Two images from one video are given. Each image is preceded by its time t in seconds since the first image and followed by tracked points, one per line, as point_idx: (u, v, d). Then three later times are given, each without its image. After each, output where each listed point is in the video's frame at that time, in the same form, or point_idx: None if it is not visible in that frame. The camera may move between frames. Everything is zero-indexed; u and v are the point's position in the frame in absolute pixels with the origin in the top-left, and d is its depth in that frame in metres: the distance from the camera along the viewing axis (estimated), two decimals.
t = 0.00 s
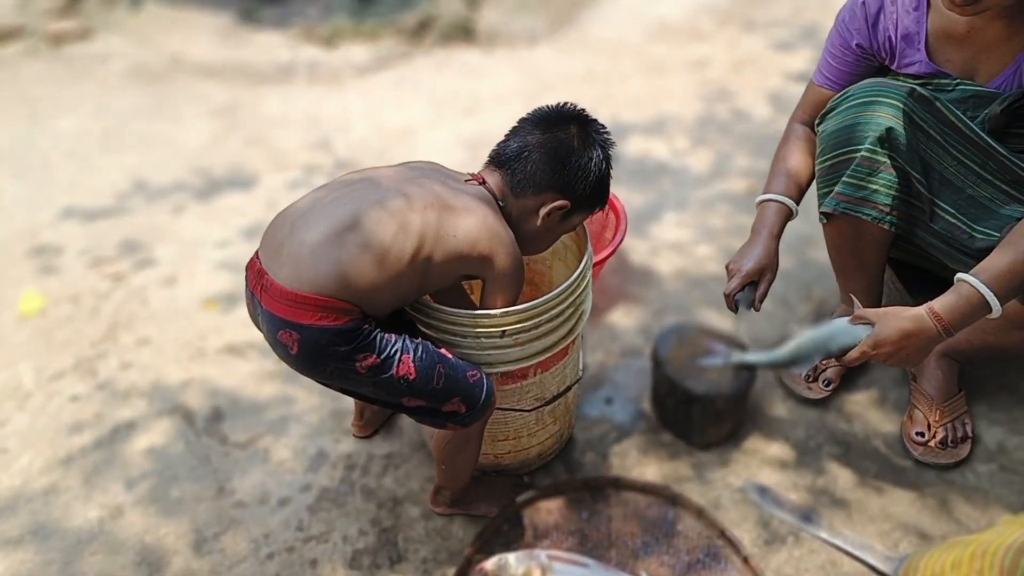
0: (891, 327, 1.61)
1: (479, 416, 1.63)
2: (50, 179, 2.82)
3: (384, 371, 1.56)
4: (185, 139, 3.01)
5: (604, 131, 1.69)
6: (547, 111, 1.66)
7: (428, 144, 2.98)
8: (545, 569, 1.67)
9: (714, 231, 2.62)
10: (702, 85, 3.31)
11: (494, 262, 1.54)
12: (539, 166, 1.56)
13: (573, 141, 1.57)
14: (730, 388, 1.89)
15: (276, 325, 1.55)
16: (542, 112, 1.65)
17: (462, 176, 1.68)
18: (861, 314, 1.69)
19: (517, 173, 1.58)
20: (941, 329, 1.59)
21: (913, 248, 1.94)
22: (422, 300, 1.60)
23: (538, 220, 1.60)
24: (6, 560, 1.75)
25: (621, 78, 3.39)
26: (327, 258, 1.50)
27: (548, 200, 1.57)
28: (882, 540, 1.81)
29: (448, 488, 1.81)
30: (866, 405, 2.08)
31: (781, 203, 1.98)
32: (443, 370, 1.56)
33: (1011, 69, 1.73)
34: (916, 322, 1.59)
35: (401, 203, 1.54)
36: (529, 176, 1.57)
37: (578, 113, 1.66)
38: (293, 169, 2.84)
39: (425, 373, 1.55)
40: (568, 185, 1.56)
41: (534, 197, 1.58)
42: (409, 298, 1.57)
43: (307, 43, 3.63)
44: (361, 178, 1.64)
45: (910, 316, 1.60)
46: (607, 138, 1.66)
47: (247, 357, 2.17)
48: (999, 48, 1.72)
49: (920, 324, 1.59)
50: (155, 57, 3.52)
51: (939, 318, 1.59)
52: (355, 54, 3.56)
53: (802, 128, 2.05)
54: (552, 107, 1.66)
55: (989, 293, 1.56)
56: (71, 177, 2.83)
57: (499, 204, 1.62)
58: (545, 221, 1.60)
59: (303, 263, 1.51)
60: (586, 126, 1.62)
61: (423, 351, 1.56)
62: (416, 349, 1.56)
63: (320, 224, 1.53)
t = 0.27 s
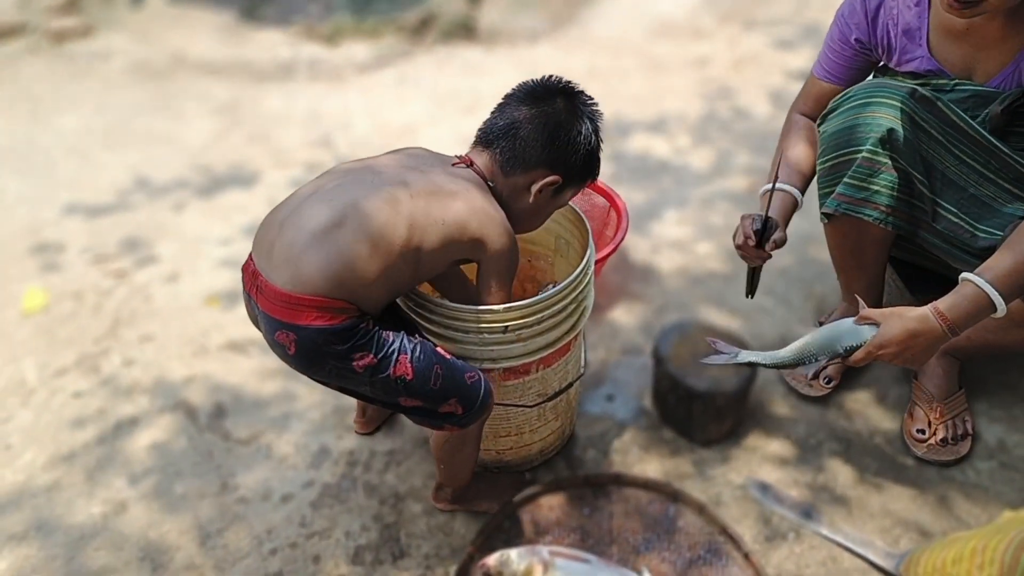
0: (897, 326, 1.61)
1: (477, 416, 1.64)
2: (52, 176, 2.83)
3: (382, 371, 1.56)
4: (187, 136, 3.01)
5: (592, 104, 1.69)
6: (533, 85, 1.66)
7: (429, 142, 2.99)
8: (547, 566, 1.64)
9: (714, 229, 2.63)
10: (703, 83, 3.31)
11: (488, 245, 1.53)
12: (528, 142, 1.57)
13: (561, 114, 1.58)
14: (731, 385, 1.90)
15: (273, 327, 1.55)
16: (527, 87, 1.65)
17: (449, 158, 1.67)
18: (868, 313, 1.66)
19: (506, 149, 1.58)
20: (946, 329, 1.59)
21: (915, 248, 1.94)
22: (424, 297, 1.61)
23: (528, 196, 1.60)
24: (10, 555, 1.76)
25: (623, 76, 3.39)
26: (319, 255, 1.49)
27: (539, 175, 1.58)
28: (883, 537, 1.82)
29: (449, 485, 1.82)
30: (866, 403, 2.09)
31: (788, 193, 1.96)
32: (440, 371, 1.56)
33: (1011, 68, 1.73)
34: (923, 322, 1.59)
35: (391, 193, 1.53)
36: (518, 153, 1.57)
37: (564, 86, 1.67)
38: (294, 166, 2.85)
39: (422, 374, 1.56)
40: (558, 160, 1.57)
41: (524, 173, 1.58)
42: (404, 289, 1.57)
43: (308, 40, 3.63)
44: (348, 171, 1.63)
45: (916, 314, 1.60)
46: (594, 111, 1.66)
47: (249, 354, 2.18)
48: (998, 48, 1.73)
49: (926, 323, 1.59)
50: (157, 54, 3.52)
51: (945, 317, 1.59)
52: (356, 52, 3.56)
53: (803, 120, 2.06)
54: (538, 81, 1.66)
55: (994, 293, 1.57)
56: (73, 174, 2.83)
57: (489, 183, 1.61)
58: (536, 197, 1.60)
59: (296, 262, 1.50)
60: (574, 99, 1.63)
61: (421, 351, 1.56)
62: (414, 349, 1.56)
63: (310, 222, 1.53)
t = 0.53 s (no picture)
0: (898, 323, 1.61)
1: (470, 412, 1.64)
2: (53, 173, 2.83)
3: (377, 366, 1.55)
4: (187, 133, 3.01)
5: (581, 61, 1.66)
6: (519, 43, 1.63)
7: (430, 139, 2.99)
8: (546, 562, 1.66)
9: (714, 227, 2.63)
10: (703, 81, 3.31)
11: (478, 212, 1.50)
12: (517, 102, 1.54)
13: (550, 72, 1.55)
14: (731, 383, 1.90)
15: (269, 321, 1.55)
16: (514, 45, 1.62)
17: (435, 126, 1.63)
18: (869, 309, 1.66)
19: (494, 110, 1.55)
20: (948, 325, 1.60)
21: (915, 245, 1.95)
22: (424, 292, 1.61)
23: (519, 160, 1.57)
24: (12, 551, 1.76)
25: (623, 74, 3.40)
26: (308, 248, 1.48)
27: (529, 137, 1.55)
28: (882, 534, 1.82)
29: (448, 482, 1.82)
30: (865, 400, 2.09)
31: (781, 204, 2.01)
32: (436, 368, 1.56)
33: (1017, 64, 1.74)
34: (924, 319, 1.60)
35: (374, 173, 1.51)
36: (506, 115, 1.54)
37: (552, 42, 1.64)
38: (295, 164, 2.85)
39: (417, 370, 1.56)
40: (548, 120, 1.54)
41: (514, 135, 1.55)
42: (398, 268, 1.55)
43: (309, 37, 3.63)
44: (328, 156, 1.60)
45: (917, 312, 1.61)
46: (583, 68, 1.63)
47: (250, 350, 2.18)
48: (1006, 42, 1.73)
49: (928, 320, 1.60)
50: (157, 51, 3.52)
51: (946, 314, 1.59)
52: (357, 49, 3.56)
53: (806, 124, 2.06)
54: (524, 38, 1.63)
55: (995, 289, 1.57)
56: (73, 171, 2.83)
57: (478, 148, 1.58)
58: (526, 161, 1.57)
59: (286, 257, 1.49)
60: (562, 55, 1.60)
61: (417, 348, 1.56)
62: (410, 346, 1.55)
63: (296, 214, 1.52)
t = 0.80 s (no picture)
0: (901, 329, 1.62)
1: (455, 415, 1.65)
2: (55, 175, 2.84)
3: (376, 362, 1.56)
4: (189, 136, 3.02)
5: (572, 20, 1.64)
6: (508, 3, 1.60)
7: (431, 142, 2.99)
8: (547, 565, 1.68)
9: (714, 231, 2.64)
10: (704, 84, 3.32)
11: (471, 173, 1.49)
12: (505, 65, 1.51)
13: (539, 33, 1.52)
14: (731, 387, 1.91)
15: (270, 319, 1.56)
16: (502, 7, 1.59)
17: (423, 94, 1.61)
18: (873, 316, 1.67)
19: (483, 74, 1.53)
20: (951, 331, 1.61)
21: (915, 250, 1.95)
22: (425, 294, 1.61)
23: (510, 124, 1.55)
24: (15, 552, 1.77)
25: (624, 77, 3.40)
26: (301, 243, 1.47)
27: (519, 101, 1.53)
28: (881, 538, 1.83)
29: (448, 485, 1.83)
30: (865, 404, 2.10)
31: (777, 202, 2.01)
32: (434, 366, 1.57)
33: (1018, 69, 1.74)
34: (927, 325, 1.61)
35: (359, 155, 1.48)
36: (496, 78, 1.52)
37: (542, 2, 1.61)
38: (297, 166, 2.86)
39: (416, 368, 1.56)
40: (538, 83, 1.52)
41: (504, 99, 1.53)
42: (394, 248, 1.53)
43: (310, 39, 3.63)
44: (309, 146, 1.57)
45: (920, 318, 1.61)
46: (574, 28, 1.61)
47: (252, 353, 2.19)
48: (1007, 47, 1.73)
49: (931, 327, 1.60)
50: (159, 53, 3.53)
51: (949, 320, 1.60)
52: (358, 51, 3.56)
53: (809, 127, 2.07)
54: None
55: (999, 296, 1.58)
56: (75, 173, 2.84)
57: (467, 113, 1.56)
58: (517, 125, 1.55)
59: (280, 255, 1.48)
60: (551, 15, 1.57)
61: (417, 347, 1.57)
62: (410, 344, 1.56)
63: (284, 209, 1.50)
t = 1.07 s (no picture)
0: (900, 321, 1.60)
1: (447, 413, 1.66)
2: (56, 180, 2.84)
3: (374, 361, 1.57)
4: (189, 141, 3.02)
5: None
6: None
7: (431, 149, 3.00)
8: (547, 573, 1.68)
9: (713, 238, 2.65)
10: (703, 91, 3.33)
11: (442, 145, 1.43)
12: (466, 22, 1.43)
13: None
14: (730, 395, 1.91)
15: (272, 324, 1.58)
16: None
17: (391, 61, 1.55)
18: (864, 304, 1.67)
19: (444, 34, 1.46)
20: (949, 329, 1.61)
21: (913, 258, 1.96)
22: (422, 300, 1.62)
23: (478, 83, 1.48)
24: (17, 560, 1.78)
25: (623, 83, 3.41)
26: (290, 243, 1.45)
27: (484, 58, 1.45)
28: (880, 546, 1.84)
29: (447, 492, 1.83)
30: (864, 412, 2.11)
31: (773, 192, 2.05)
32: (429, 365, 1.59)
33: (1013, 79, 1.75)
34: (927, 321, 1.59)
35: (335, 141, 1.45)
36: (458, 35, 1.44)
37: None
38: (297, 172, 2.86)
39: (412, 367, 1.58)
40: (501, 35, 1.43)
41: (468, 57, 1.45)
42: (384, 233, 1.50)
43: (310, 44, 3.63)
44: (286, 135, 1.54)
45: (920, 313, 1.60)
46: None
47: (252, 360, 2.19)
48: (1000, 57, 1.74)
49: (930, 322, 1.59)
50: (160, 58, 3.53)
51: (949, 319, 1.60)
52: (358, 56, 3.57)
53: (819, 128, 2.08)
54: None
55: (996, 297, 1.59)
56: (76, 178, 2.84)
57: (433, 76, 1.49)
58: (487, 84, 1.48)
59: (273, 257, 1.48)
60: None
61: (414, 347, 1.58)
62: (407, 342, 1.57)
63: (270, 209, 1.48)
